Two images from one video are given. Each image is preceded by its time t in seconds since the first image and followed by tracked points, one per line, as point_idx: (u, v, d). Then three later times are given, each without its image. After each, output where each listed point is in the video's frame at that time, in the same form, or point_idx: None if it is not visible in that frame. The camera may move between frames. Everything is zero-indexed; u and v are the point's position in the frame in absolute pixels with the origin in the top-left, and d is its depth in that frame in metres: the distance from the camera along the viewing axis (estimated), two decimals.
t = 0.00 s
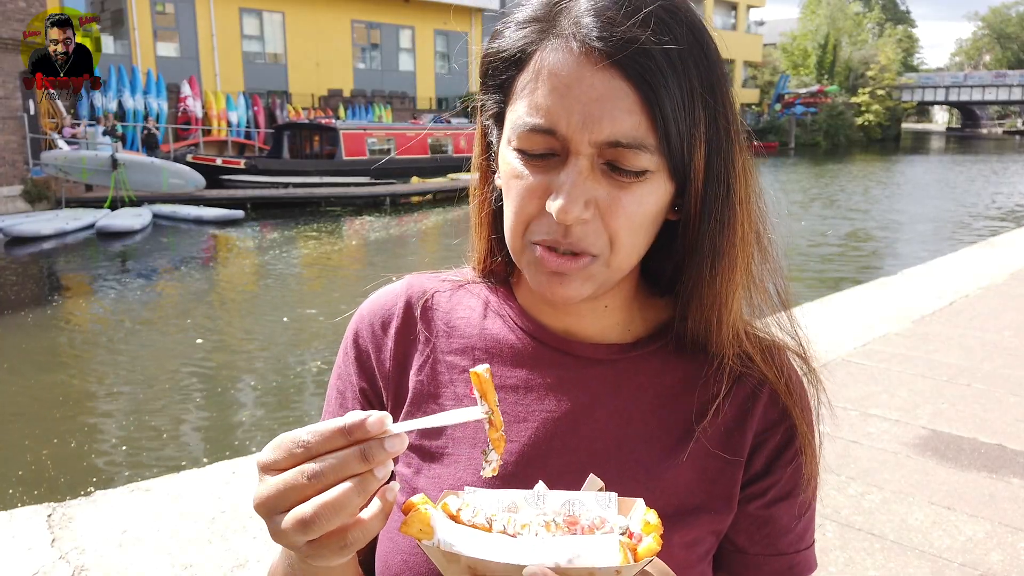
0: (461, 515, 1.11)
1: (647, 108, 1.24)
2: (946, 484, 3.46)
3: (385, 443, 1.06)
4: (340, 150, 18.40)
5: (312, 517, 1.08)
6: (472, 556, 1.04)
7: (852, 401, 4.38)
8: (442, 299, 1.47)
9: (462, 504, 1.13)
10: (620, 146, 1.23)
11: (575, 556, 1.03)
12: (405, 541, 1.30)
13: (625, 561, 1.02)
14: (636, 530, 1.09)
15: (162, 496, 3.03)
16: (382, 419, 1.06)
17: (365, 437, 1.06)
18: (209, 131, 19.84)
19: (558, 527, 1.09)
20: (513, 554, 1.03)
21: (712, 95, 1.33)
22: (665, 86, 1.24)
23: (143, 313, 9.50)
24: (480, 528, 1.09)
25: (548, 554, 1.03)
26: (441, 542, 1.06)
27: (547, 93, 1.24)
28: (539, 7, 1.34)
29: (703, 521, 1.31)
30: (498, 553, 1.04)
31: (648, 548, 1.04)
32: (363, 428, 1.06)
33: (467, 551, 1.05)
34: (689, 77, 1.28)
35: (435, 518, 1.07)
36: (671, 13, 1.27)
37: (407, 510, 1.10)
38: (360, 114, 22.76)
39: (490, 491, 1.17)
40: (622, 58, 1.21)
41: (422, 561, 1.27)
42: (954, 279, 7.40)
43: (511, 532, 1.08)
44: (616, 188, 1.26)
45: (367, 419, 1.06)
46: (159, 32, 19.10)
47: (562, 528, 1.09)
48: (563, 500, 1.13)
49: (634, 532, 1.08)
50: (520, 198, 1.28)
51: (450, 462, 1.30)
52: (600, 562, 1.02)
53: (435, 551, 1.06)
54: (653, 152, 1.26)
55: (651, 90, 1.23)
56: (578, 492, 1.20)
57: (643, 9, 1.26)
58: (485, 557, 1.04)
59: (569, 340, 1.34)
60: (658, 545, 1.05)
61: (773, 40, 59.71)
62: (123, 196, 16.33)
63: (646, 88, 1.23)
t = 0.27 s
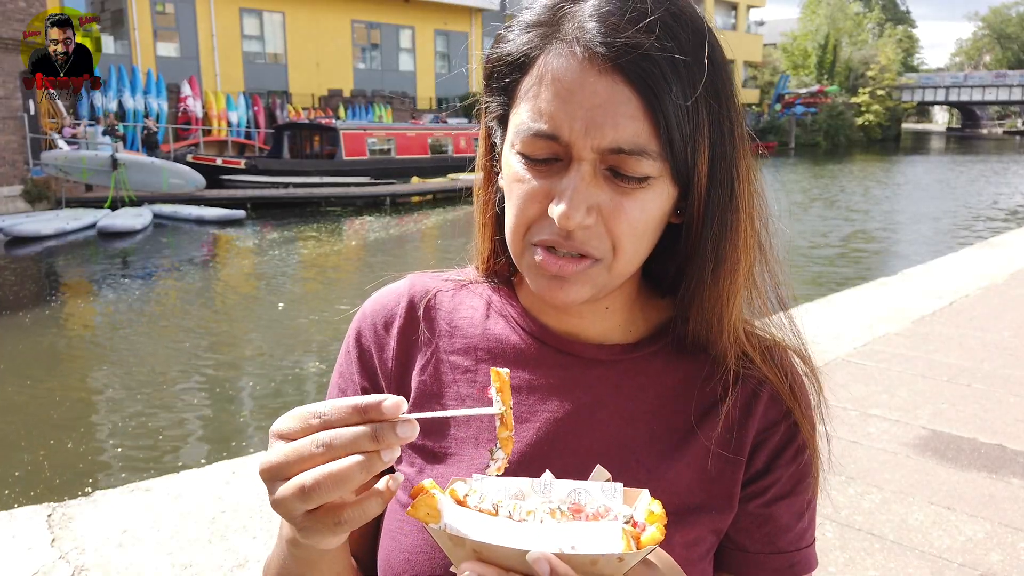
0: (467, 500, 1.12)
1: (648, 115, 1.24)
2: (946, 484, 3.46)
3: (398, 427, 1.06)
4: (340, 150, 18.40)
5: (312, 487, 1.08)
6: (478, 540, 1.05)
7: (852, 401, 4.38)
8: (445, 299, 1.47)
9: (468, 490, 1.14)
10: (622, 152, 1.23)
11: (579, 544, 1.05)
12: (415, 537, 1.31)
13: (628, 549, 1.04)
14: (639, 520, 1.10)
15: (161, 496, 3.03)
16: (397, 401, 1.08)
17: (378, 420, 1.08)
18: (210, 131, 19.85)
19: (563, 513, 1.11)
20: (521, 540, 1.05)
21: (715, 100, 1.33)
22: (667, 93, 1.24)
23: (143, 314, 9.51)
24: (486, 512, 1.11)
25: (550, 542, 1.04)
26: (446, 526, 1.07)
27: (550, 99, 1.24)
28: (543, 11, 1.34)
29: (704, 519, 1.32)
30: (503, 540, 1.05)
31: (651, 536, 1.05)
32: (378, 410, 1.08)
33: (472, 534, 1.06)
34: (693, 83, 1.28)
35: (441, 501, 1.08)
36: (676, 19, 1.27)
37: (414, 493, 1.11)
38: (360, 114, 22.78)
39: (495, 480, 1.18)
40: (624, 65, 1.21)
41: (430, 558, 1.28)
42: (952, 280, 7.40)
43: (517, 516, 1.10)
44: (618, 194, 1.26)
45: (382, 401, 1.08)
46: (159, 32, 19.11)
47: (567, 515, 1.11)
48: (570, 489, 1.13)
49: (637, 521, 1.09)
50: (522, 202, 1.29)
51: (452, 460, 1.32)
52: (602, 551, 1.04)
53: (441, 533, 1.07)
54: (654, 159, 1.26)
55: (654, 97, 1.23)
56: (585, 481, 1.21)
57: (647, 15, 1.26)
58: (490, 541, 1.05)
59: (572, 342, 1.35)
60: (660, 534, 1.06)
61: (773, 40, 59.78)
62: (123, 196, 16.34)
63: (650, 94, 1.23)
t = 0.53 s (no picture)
0: (473, 485, 1.18)
1: (652, 125, 1.24)
2: (946, 484, 3.46)
3: (434, 404, 1.15)
4: (340, 150, 18.40)
5: (332, 406, 1.18)
6: (478, 523, 1.09)
7: (852, 402, 4.38)
8: (448, 303, 1.51)
9: (473, 475, 1.21)
10: (626, 163, 1.23)
11: (573, 532, 1.08)
12: (417, 539, 1.34)
13: (622, 540, 1.08)
14: (638, 512, 1.14)
15: (161, 497, 3.04)
16: (447, 380, 1.19)
17: (426, 387, 1.18)
18: (209, 131, 19.85)
19: (563, 501, 1.16)
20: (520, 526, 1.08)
21: (719, 108, 1.33)
22: (671, 102, 1.24)
23: (142, 314, 9.51)
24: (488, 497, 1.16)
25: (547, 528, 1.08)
26: (447, 508, 1.11)
27: (553, 112, 1.24)
28: (545, 21, 1.34)
29: (707, 524, 1.32)
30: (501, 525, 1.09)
31: (648, 528, 1.08)
32: (426, 378, 1.19)
33: (471, 517, 1.10)
34: (697, 91, 1.28)
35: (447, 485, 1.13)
36: (681, 28, 1.27)
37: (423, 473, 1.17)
38: (359, 115, 22.77)
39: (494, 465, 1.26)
40: (628, 75, 1.21)
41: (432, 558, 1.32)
42: (953, 280, 7.40)
43: (517, 503, 1.15)
44: (621, 205, 1.26)
45: (434, 374, 1.19)
46: (160, 32, 19.11)
47: (566, 503, 1.16)
48: (576, 476, 1.21)
49: (636, 513, 1.13)
50: (526, 212, 1.29)
51: (452, 458, 1.35)
52: (596, 540, 1.07)
53: (442, 516, 1.12)
54: (658, 168, 1.26)
55: (656, 107, 1.23)
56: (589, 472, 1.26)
57: (650, 25, 1.26)
58: (490, 525, 1.09)
59: (575, 348, 1.37)
60: (657, 526, 1.09)
61: (773, 40, 59.74)
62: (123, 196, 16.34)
63: (654, 104, 1.23)
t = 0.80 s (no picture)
0: (471, 469, 1.18)
1: (653, 117, 1.24)
2: (946, 484, 3.46)
3: (431, 381, 1.18)
4: (340, 150, 18.39)
5: (329, 378, 1.19)
6: (474, 505, 1.09)
7: (852, 402, 4.38)
8: (450, 299, 1.51)
9: (473, 460, 1.20)
10: (626, 155, 1.23)
11: (566, 517, 1.07)
12: (417, 536, 1.34)
13: (615, 526, 1.07)
14: (634, 500, 1.13)
15: (161, 496, 3.04)
16: (445, 359, 1.24)
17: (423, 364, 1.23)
18: (209, 131, 19.84)
19: (560, 487, 1.16)
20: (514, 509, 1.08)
21: (721, 102, 1.33)
22: (671, 96, 1.24)
23: (142, 314, 9.51)
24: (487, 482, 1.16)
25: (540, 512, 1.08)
26: (444, 491, 1.12)
27: (553, 103, 1.24)
28: (548, 15, 1.35)
29: (708, 521, 1.32)
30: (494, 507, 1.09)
31: (643, 515, 1.08)
32: (424, 354, 1.24)
33: (467, 498, 1.11)
34: (698, 85, 1.29)
35: (446, 468, 1.14)
36: (682, 23, 1.27)
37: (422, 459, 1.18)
38: (360, 114, 22.76)
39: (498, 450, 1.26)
40: (627, 67, 1.21)
41: (432, 557, 1.32)
42: (953, 280, 7.39)
43: (514, 488, 1.15)
44: (620, 199, 1.26)
45: (432, 353, 1.24)
46: (159, 32, 19.11)
47: (562, 489, 1.16)
48: (574, 465, 1.21)
49: (631, 501, 1.12)
50: (525, 205, 1.29)
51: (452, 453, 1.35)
52: (590, 525, 1.07)
53: (439, 498, 1.13)
54: (657, 162, 1.25)
55: (657, 100, 1.23)
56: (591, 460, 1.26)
57: (653, 19, 1.26)
58: (485, 506, 1.09)
59: (578, 343, 1.38)
60: (652, 512, 1.09)
61: (773, 40, 59.78)
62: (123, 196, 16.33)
63: (654, 97, 1.23)
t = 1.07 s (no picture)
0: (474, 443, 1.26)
1: (640, 112, 1.26)
2: (946, 484, 3.45)
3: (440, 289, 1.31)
4: (340, 150, 18.36)
5: (354, 291, 1.27)
6: (470, 475, 1.19)
7: (853, 402, 4.37)
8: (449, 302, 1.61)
9: (476, 435, 1.29)
10: (609, 149, 1.26)
11: (551, 488, 1.15)
12: (417, 538, 1.42)
13: (598, 498, 1.14)
14: (625, 477, 1.22)
15: (160, 495, 3.03)
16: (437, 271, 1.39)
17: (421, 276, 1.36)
18: (209, 131, 19.82)
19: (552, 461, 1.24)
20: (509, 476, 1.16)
21: (716, 99, 1.35)
22: (658, 92, 1.26)
23: (141, 314, 9.49)
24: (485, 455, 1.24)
25: (529, 480, 1.16)
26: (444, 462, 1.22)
27: (539, 97, 1.29)
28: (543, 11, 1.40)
29: (709, 518, 1.35)
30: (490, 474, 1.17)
31: (630, 492, 1.16)
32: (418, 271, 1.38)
33: (463, 467, 1.20)
34: (690, 81, 1.31)
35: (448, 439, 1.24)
36: (672, 18, 1.30)
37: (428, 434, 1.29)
38: (359, 114, 22.72)
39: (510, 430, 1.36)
40: (613, 62, 1.24)
41: (429, 558, 1.39)
42: (954, 279, 7.37)
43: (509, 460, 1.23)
44: (605, 196, 1.28)
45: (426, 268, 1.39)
46: (159, 32, 19.08)
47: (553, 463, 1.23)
48: (576, 443, 1.28)
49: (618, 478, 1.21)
50: (513, 199, 1.34)
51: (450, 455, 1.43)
52: (574, 497, 1.14)
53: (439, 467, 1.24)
54: (643, 158, 1.28)
55: (644, 94, 1.25)
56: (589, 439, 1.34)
57: (643, 14, 1.29)
58: (478, 475, 1.17)
59: (577, 345, 1.42)
60: (638, 491, 1.17)
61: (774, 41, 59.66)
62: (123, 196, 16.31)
63: (641, 91, 1.25)
